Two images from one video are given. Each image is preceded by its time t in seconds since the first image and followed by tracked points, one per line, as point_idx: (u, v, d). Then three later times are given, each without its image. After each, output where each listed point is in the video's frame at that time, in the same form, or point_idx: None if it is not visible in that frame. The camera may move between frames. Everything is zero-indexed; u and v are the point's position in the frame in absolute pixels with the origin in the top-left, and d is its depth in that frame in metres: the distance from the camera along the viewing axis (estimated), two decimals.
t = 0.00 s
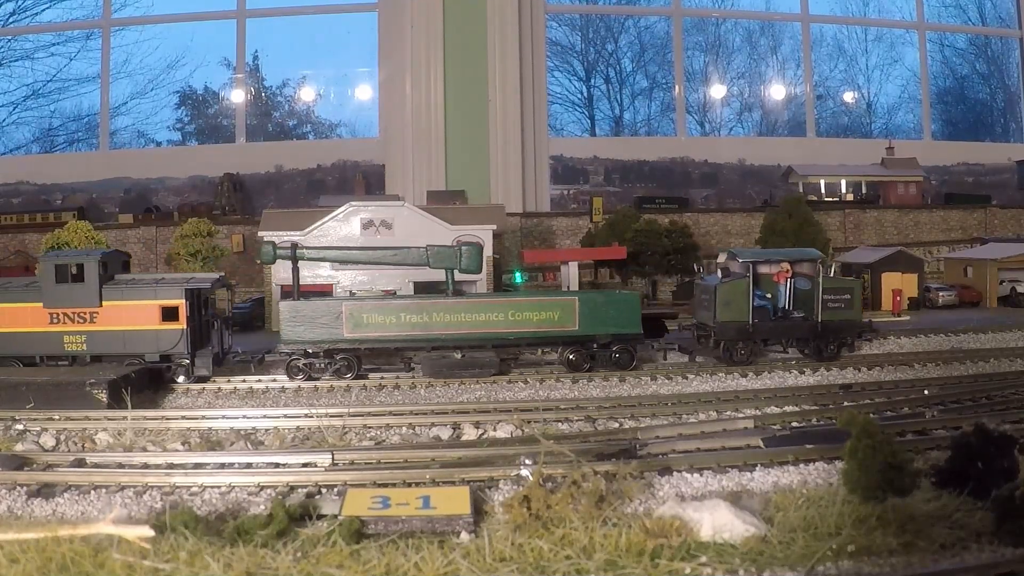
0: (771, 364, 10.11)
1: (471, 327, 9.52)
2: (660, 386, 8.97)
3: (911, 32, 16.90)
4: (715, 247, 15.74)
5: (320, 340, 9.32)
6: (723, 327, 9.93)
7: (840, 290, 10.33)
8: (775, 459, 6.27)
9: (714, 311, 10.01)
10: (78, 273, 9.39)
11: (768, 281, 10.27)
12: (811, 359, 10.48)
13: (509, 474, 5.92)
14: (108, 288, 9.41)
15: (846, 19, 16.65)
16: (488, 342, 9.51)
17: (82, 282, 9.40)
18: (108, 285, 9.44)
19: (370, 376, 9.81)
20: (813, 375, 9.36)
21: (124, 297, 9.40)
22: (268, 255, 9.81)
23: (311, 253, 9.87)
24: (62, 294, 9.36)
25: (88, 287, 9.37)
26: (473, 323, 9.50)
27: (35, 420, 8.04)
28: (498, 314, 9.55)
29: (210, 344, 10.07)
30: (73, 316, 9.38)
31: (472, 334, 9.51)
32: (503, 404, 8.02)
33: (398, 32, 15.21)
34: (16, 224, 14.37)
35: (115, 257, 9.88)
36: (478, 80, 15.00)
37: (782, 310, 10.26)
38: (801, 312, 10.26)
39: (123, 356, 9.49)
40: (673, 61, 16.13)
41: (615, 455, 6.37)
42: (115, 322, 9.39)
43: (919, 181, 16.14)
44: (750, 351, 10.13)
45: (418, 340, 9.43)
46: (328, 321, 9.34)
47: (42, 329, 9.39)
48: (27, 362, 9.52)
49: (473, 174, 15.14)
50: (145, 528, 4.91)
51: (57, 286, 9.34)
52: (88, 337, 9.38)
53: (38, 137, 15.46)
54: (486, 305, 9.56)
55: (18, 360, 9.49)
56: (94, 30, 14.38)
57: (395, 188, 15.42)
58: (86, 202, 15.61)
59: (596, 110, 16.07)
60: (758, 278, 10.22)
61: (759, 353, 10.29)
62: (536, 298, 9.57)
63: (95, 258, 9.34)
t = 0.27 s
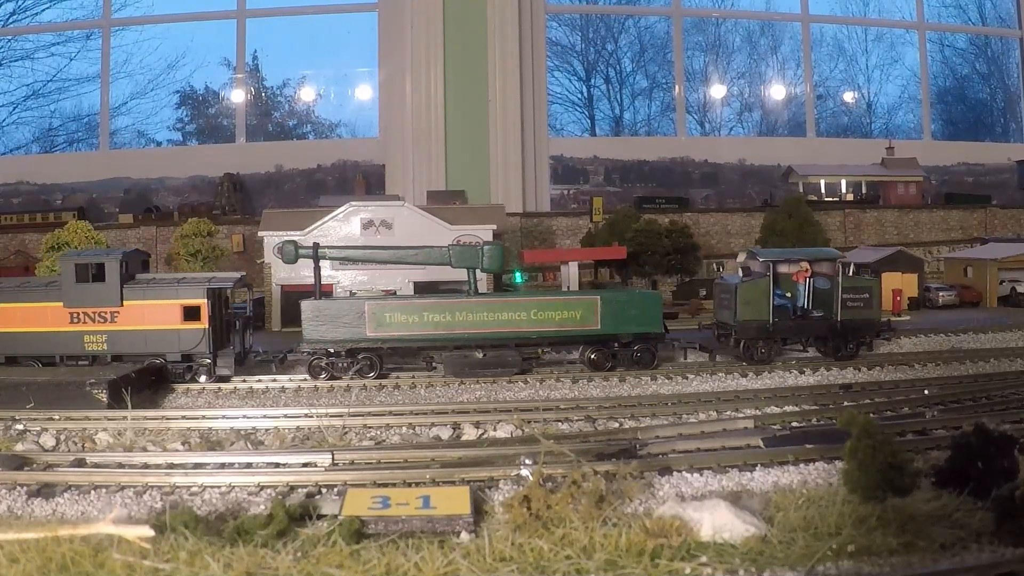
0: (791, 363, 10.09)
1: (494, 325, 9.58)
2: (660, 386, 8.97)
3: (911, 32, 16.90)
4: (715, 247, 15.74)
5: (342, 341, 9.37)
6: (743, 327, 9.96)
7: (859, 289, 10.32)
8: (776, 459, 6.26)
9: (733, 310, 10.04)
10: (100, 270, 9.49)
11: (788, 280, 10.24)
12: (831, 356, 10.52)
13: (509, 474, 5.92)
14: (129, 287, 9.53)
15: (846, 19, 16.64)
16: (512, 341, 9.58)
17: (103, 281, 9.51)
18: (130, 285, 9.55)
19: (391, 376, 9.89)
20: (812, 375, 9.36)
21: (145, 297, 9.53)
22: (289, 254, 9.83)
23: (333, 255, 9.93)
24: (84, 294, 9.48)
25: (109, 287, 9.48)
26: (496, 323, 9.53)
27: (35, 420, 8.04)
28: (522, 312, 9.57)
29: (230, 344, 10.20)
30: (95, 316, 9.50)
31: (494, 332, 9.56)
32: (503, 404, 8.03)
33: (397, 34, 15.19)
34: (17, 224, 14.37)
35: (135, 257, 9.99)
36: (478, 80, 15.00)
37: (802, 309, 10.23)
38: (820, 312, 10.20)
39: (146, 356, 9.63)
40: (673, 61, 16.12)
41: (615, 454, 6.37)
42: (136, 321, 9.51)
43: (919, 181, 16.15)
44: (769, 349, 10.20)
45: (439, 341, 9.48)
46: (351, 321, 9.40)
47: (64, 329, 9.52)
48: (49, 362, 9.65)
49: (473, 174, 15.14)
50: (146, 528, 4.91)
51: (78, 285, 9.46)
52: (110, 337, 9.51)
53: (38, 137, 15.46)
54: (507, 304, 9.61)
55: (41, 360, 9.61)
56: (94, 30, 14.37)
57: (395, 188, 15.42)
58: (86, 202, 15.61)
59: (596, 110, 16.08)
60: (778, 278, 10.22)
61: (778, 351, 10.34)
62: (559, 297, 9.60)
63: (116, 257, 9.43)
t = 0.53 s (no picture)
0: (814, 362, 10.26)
1: (512, 324, 9.62)
2: (660, 386, 8.96)
3: (911, 33, 16.92)
4: (715, 247, 15.75)
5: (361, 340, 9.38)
6: (761, 327, 10.09)
7: (876, 289, 10.45)
8: (776, 459, 6.26)
9: (752, 310, 10.17)
10: (120, 271, 9.58)
11: (807, 280, 10.29)
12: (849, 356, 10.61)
13: (509, 473, 5.92)
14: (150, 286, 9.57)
15: (846, 19, 16.67)
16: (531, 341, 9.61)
17: (125, 281, 9.54)
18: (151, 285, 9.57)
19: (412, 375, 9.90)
20: (813, 375, 9.36)
21: (166, 296, 9.58)
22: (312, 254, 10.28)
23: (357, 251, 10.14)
24: (106, 294, 9.51)
25: (131, 287, 9.51)
26: (516, 323, 9.57)
27: (35, 420, 8.03)
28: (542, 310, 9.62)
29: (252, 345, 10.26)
30: (118, 316, 9.55)
31: (512, 332, 9.62)
32: (504, 405, 8.03)
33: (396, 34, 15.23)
34: (17, 224, 14.37)
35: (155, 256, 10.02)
36: (478, 80, 15.02)
37: (820, 309, 10.29)
38: (839, 311, 10.29)
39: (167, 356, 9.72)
40: (672, 61, 16.12)
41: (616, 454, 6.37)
42: (158, 321, 9.56)
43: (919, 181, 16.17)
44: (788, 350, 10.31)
45: (457, 341, 9.50)
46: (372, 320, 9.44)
47: (84, 329, 9.56)
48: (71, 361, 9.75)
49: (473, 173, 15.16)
50: (146, 528, 4.91)
51: (100, 285, 9.50)
52: (132, 336, 9.55)
53: (38, 137, 15.43)
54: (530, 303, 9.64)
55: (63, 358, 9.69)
56: (94, 31, 14.39)
57: (395, 187, 15.46)
58: (86, 202, 15.61)
59: (596, 109, 16.07)
60: (797, 277, 10.24)
61: (798, 351, 10.46)
62: (580, 297, 9.62)
63: (137, 257, 9.47)
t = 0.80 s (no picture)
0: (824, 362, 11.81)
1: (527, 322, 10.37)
2: (659, 384, 8.98)
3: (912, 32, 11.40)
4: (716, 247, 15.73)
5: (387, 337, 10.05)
6: (779, 325, 11.75)
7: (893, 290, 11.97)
8: (772, 458, 6.31)
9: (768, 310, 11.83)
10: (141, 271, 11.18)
11: (824, 280, 11.90)
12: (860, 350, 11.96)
13: (509, 474, 5.94)
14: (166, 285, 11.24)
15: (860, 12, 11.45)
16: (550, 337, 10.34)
17: (141, 282, 11.19)
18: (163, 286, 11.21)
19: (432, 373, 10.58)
20: (812, 375, 9.35)
21: (182, 297, 11.28)
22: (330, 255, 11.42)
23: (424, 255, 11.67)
24: (126, 295, 11.18)
25: (146, 289, 11.15)
26: (531, 321, 10.31)
27: (36, 420, 8.04)
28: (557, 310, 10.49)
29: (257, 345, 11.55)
30: (136, 315, 11.20)
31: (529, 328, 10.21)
32: (504, 405, 8.05)
33: None
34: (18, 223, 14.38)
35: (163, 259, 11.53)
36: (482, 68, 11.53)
37: (836, 308, 12.02)
38: (854, 310, 12.06)
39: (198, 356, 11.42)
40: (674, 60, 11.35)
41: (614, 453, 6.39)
42: (173, 319, 11.23)
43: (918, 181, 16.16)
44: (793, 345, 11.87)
45: (473, 338, 10.24)
46: (394, 320, 10.35)
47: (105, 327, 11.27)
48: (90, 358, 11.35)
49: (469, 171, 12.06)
50: (146, 527, 4.94)
51: (120, 286, 11.12)
52: (152, 335, 11.29)
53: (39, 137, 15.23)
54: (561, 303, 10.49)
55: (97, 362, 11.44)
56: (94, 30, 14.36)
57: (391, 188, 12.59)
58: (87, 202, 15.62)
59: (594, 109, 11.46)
60: (813, 277, 11.78)
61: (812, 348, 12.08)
62: (585, 298, 10.56)
63: (153, 259, 11.04)
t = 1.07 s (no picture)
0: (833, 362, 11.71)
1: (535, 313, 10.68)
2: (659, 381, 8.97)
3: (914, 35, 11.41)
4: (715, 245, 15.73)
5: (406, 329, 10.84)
6: (794, 325, 11.59)
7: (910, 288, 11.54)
8: (769, 460, 6.32)
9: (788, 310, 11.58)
10: (155, 266, 11.01)
11: (838, 280, 11.44)
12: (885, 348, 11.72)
13: (509, 474, 5.95)
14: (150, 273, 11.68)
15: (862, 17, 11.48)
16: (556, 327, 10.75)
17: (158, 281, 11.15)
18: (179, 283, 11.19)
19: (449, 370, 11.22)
20: (813, 374, 9.33)
21: (198, 294, 11.22)
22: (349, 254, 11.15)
23: (436, 254, 11.27)
24: (139, 294, 11.08)
25: (164, 287, 11.14)
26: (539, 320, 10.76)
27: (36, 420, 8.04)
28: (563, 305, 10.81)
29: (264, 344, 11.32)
30: (150, 312, 11.16)
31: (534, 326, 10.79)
32: (503, 405, 8.06)
33: None
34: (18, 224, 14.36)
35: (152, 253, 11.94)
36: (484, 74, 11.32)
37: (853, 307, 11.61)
38: (872, 309, 11.62)
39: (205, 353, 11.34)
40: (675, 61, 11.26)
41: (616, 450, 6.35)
42: (188, 317, 11.22)
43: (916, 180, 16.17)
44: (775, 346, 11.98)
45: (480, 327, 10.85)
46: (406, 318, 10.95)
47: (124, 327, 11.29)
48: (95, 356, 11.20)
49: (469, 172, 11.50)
50: (147, 529, 4.94)
51: (133, 286, 11.02)
52: (166, 334, 11.25)
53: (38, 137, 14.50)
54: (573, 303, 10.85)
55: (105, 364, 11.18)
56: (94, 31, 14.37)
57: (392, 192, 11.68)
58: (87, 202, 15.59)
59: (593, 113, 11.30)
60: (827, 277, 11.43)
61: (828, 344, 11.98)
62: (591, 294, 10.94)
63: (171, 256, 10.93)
